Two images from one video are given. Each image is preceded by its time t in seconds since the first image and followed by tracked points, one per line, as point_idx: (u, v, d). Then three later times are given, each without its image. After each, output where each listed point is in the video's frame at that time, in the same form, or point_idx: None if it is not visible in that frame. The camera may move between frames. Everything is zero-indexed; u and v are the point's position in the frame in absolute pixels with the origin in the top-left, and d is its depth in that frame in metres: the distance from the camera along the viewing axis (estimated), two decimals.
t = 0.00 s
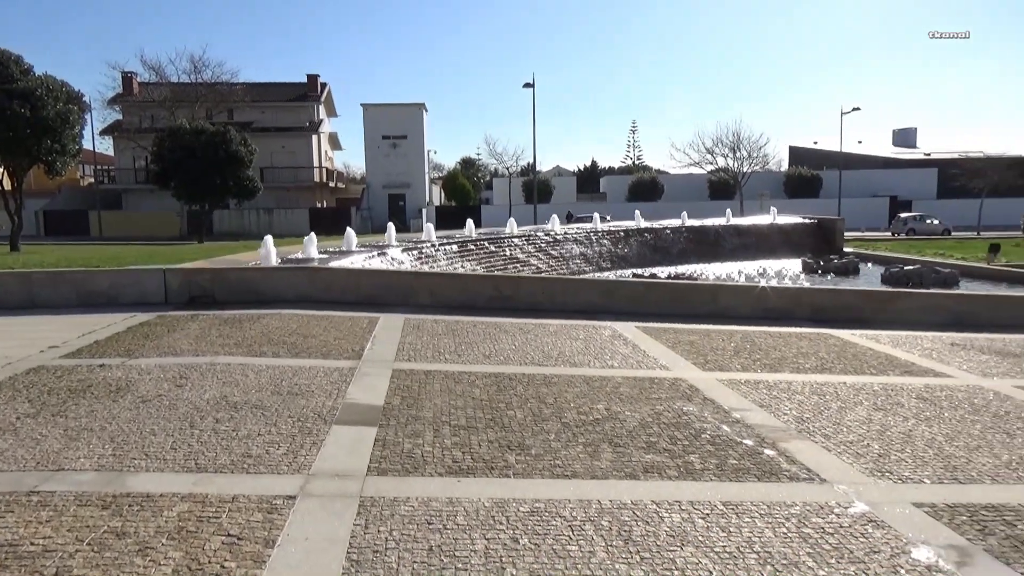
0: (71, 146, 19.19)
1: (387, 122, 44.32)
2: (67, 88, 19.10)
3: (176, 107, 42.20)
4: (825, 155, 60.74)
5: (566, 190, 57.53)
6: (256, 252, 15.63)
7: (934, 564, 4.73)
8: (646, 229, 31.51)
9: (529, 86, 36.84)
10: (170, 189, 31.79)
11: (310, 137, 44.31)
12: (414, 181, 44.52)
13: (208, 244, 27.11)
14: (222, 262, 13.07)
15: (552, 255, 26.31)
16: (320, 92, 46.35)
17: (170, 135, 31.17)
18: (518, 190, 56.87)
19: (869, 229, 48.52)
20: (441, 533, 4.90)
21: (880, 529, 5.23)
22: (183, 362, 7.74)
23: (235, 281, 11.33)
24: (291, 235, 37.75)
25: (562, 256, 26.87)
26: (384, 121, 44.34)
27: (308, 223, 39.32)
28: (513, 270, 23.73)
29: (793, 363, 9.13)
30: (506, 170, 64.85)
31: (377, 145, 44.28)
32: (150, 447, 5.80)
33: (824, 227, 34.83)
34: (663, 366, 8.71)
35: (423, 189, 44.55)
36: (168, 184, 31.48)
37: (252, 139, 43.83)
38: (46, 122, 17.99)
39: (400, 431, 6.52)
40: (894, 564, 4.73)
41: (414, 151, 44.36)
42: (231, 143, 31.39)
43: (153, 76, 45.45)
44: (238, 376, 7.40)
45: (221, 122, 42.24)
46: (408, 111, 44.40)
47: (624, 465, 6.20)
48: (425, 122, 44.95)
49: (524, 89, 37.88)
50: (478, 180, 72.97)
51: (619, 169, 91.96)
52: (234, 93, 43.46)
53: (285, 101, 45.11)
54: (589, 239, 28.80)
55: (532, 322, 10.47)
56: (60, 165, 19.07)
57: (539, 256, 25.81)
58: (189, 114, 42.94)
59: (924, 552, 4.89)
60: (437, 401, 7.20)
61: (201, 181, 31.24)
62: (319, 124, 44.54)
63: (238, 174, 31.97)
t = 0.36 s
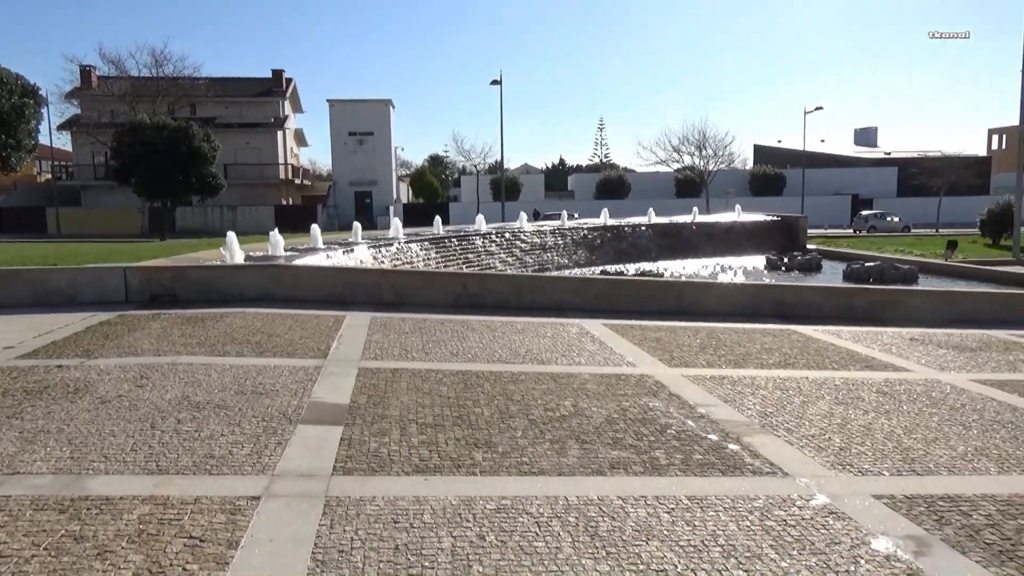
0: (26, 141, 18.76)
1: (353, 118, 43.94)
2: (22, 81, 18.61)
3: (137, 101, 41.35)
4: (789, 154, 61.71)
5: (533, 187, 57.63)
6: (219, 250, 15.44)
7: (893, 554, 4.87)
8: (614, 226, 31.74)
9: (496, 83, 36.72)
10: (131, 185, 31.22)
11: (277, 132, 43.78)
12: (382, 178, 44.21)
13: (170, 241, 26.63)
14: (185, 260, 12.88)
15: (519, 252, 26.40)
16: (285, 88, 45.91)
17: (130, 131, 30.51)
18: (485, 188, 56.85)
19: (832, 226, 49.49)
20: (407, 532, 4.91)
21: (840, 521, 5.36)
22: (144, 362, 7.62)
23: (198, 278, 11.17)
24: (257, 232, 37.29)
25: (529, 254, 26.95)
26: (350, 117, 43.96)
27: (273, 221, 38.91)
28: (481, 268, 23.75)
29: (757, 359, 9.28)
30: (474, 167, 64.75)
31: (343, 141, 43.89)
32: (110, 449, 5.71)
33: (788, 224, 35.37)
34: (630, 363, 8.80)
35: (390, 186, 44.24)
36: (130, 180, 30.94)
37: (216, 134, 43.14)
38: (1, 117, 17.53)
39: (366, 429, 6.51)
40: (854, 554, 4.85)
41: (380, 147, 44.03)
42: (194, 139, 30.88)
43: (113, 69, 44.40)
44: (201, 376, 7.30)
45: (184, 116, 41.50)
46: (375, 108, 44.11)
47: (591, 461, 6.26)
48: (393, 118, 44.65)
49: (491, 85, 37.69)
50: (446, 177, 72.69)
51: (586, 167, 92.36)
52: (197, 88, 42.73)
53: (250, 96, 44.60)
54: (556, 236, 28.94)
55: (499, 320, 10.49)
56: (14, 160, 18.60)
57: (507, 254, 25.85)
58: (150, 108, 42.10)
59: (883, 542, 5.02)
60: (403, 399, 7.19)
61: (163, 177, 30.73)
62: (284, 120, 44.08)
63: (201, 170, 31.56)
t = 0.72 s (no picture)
0: None
1: (317, 116, 43.41)
2: None
3: (93, 98, 40.30)
4: (750, 154, 62.72)
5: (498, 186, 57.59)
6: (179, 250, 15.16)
7: (850, 545, 5.00)
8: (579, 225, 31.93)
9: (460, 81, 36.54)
10: (86, 184, 30.45)
11: (237, 131, 43.15)
12: (345, 177, 43.80)
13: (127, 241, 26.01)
14: (142, 261, 12.60)
15: (484, 252, 26.40)
16: (246, 85, 45.25)
17: (84, 128, 29.79)
18: (450, 187, 56.71)
19: (791, 225, 50.48)
20: (372, 533, 4.90)
21: (800, 514, 5.49)
22: (100, 365, 7.47)
23: (157, 279, 10.96)
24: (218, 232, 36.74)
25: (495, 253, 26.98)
26: (313, 115, 43.43)
27: (234, 221, 38.35)
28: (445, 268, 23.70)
29: (719, 356, 9.44)
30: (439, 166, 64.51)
31: (307, 139, 43.37)
32: (64, 455, 5.59)
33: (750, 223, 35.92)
34: (594, 361, 8.87)
35: (354, 185, 43.86)
36: (84, 180, 30.17)
37: (175, 132, 42.29)
38: None
39: (330, 431, 6.47)
40: (813, 546, 4.98)
41: (344, 146, 43.57)
42: (151, 137, 30.26)
43: (66, 64, 43.21)
44: (160, 379, 7.18)
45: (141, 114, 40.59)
46: (338, 106, 43.65)
47: (556, 459, 6.30)
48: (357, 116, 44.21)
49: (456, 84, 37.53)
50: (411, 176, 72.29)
51: (548, 166, 92.60)
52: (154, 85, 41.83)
53: (209, 94, 43.87)
54: (521, 235, 29.02)
55: (464, 319, 10.51)
56: None
57: (472, 254, 25.84)
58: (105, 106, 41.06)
59: (841, 534, 5.16)
60: (367, 399, 7.17)
61: (119, 176, 30.05)
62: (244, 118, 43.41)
63: (159, 169, 30.97)
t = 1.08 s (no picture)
0: None
1: (277, 117, 42.85)
2: None
3: (43, 97, 39.17)
4: (711, 155, 63.67)
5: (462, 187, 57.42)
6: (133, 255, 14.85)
7: (807, 539, 5.14)
8: (542, 226, 32.09)
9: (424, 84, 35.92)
10: (37, 186, 29.59)
11: (195, 131, 42.36)
12: (307, 178, 43.29)
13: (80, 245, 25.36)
14: (96, 265, 12.35)
15: (448, 254, 26.36)
16: (204, 85, 44.50)
17: (35, 128, 28.95)
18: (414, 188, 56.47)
19: (752, 225, 51.36)
20: (334, 537, 4.88)
21: (759, 510, 5.61)
22: (52, 372, 7.30)
23: (112, 283, 10.74)
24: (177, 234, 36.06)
25: (458, 256, 26.96)
26: (273, 115, 42.85)
27: (192, 223, 37.66)
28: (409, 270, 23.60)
29: (681, 355, 9.59)
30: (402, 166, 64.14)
31: (267, 140, 42.77)
32: (15, 464, 5.46)
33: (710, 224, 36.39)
34: (557, 361, 8.95)
35: (316, 186, 43.36)
36: (35, 181, 29.31)
37: (131, 132, 41.34)
38: None
39: (291, 435, 6.42)
40: (771, 540, 5.10)
41: (305, 147, 43.06)
42: (105, 137, 29.52)
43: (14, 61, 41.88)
44: (115, 385, 7.04)
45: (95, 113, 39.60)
46: (299, 106, 43.11)
47: (519, 460, 6.35)
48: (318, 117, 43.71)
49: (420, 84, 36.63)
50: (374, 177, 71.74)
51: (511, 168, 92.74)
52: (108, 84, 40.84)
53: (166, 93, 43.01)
54: (485, 237, 29.04)
55: (428, 320, 10.50)
56: None
57: (436, 256, 25.79)
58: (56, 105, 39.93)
59: (799, 528, 5.30)
60: (329, 403, 7.13)
61: (71, 177, 29.24)
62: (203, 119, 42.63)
63: (113, 170, 30.21)
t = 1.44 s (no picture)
0: None
1: (235, 118, 41.93)
2: None
3: None
4: (672, 158, 64.53)
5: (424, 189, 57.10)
6: (83, 259, 14.48)
7: (766, 535, 5.26)
8: (505, 229, 32.18)
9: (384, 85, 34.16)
10: None
11: (150, 132, 41.42)
12: (266, 180, 42.60)
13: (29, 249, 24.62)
14: (45, 270, 12.05)
15: (410, 257, 26.26)
16: (159, 85, 43.54)
17: None
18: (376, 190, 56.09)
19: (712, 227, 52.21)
20: (294, 543, 4.85)
21: (719, 507, 5.73)
22: (1, 379, 7.10)
23: (64, 288, 10.47)
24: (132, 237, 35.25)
25: (421, 258, 26.86)
26: (231, 116, 41.88)
27: (148, 226, 36.84)
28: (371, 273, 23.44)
29: (642, 355, 9.73)
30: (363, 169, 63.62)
31: (225, 142, 41.94)
32: None
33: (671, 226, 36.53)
34: (520, 363, 9.00)
35: (276, 188, 42.73)
36: None
37: (82, 133, 40.25)
38: None
39: (250, 440, 6.35)
40: (732, 537, 5.21)
41: (264, 149, 42.34)
42: (55, 138, 28.68)
43: None
44: (67, 393, 6.88)
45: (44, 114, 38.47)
46: (258, 106, 42.06)
47: (482, 462, 6.38)
48: (277, 118, 42.75)
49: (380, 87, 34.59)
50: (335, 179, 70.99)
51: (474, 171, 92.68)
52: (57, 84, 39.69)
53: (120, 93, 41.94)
54: (448, 239, 28.98)
55: (390, 323, 10.47)
56: None
57: (399, 259, 25.68)
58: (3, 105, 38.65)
59: (757, 525, 5.42)
60: (289, 408, 7.06)
61: (19, 179, 28.35)
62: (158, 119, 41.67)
63: (64, 172, 29.34)
